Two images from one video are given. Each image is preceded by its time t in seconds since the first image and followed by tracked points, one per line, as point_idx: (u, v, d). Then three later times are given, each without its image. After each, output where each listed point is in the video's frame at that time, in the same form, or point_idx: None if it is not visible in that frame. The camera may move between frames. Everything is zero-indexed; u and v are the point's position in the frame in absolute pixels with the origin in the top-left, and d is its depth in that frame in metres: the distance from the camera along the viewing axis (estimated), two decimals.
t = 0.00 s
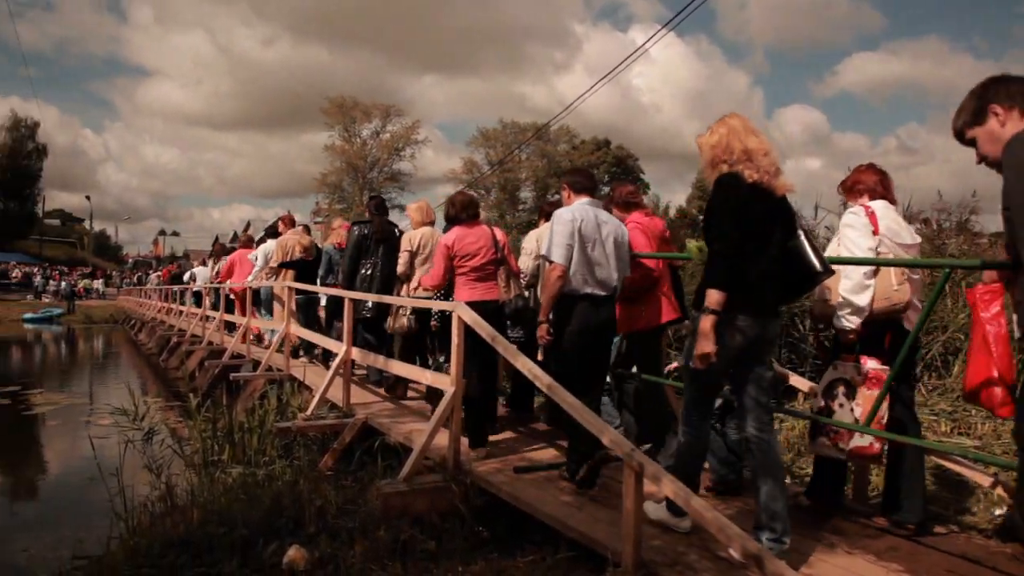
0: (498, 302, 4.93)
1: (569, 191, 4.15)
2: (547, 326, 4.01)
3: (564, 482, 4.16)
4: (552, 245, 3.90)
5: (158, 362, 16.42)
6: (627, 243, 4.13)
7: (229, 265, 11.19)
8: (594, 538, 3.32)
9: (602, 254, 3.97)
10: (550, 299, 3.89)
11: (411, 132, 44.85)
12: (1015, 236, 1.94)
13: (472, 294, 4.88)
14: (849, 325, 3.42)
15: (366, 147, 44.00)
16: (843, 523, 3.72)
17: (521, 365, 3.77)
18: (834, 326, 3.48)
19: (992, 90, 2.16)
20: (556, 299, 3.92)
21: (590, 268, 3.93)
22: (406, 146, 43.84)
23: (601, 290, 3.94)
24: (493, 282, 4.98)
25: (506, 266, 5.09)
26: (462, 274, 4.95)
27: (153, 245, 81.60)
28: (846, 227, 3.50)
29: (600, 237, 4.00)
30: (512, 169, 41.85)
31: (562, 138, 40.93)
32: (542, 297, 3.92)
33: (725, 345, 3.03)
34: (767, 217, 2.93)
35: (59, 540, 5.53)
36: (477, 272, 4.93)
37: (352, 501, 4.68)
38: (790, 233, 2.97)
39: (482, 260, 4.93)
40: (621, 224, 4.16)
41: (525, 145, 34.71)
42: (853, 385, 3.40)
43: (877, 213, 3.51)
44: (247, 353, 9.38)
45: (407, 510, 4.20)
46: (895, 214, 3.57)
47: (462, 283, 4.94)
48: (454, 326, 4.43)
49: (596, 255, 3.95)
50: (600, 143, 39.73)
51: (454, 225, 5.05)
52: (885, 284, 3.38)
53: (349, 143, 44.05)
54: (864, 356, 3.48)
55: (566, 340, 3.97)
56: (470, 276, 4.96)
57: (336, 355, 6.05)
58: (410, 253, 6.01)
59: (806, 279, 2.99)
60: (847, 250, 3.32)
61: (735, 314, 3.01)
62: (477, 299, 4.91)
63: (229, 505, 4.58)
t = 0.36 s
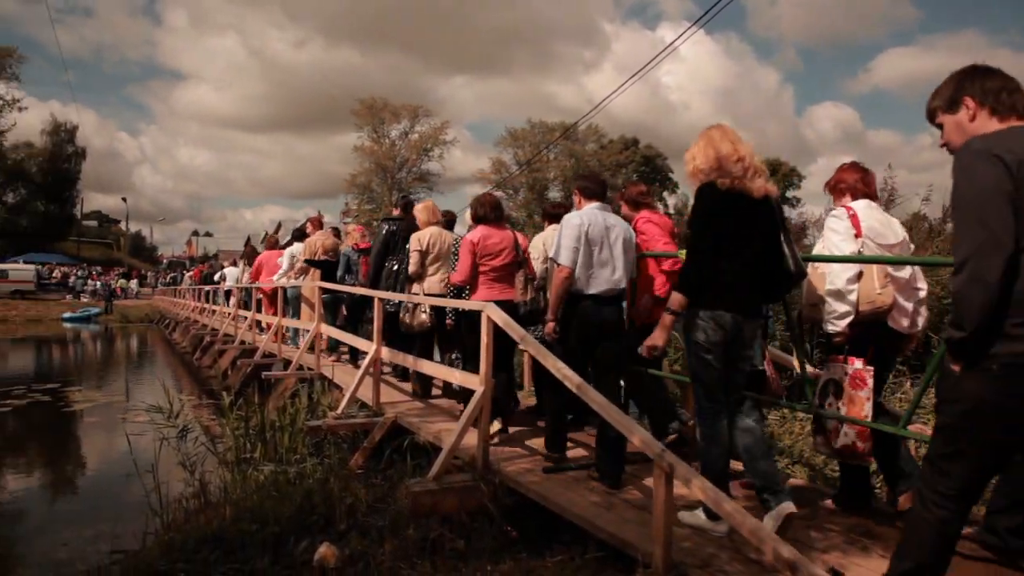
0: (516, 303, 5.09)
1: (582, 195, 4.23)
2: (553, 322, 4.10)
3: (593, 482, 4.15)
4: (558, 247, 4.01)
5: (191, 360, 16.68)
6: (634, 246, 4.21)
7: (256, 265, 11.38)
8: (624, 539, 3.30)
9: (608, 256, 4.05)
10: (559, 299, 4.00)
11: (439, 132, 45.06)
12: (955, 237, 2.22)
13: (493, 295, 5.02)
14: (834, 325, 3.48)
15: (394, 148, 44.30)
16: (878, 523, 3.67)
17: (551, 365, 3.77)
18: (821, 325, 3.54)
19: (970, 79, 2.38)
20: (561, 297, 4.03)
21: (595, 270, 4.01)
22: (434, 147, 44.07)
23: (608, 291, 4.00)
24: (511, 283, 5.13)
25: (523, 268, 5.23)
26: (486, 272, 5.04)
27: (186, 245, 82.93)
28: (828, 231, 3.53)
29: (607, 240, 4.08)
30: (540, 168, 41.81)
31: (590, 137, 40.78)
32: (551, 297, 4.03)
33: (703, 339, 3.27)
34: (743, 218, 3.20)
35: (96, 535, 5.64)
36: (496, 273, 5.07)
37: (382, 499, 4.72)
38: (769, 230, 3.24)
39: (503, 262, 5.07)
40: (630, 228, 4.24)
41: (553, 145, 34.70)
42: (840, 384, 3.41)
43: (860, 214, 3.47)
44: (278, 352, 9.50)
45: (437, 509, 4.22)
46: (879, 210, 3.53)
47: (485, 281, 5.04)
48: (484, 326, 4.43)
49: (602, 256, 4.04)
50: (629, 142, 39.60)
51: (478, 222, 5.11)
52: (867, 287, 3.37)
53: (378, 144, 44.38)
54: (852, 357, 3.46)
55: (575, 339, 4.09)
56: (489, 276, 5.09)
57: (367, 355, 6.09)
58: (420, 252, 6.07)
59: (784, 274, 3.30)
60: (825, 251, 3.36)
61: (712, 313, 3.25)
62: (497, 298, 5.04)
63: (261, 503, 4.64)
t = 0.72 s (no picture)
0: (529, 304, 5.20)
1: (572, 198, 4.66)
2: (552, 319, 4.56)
3: (620, 483, 4.14)
4: (551, 249, 4.46)
5: (221, 359, 16.89)
6: (622, 242, 4.65)
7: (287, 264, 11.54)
8: (651, 540, 3.29)
9: (599, 254, 4.49)
10: (553, 295, 4.46)
11: (464, 132, 45.21)
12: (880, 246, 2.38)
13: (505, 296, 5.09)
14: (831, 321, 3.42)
15: (420, 148, 44.53)
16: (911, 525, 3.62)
17: (579, 365, 3.76)
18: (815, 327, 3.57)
19: (893, 92, 2.46)
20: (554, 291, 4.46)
21: (588, 268, 4.45)
22: (460, 147, 44.23)
23: (600, 285, 4.45)
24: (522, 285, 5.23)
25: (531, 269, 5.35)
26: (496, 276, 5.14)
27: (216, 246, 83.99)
28: (824, 236, 3.51)
29: (596, 239, 4.52)
30: (566, 168, 41.75)
31: (616, 136, 40.56)
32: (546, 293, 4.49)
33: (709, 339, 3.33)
34: (728, 227, 3.30)
35: (130, 530, 5.75)
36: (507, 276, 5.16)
37: (408, 498, 4.74)
38: (756, 231, 3.35)
39: (513, 264, 5.14)
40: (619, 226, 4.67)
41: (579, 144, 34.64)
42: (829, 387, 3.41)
43: (856, 219, 3.43)
44: (306, 351, 9.60)
45: (463, 508, 4.23)
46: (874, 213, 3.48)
47: (497, 286, 5.14)
48: (511, 326, 4.44)
49: (592, 255, 4.47)
50: (655, 141, 39.42)
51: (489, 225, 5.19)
52: (862, 290, 3.21)
53: (404, 145, 44.62)
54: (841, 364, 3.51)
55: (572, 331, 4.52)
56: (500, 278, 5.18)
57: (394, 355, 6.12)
58: (443, 251, 6.13)
59: (777, 270, 3.39)
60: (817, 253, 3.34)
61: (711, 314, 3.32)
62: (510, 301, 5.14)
63: (290, 501, 4.69)
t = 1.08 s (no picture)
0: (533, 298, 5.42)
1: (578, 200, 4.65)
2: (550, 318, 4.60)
3: (646, 484, 4.12)
4: (556, 250, 4.47)
5: (249, 358, 17.10)
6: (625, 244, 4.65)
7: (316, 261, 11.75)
8: (677, 541, 3.27)
9: (603, 255, 4.49)
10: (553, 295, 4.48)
11: (489, 132, 45.30)
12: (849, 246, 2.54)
13: (510, 291, 5.36)
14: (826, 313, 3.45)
15: (445, 149, 44.71)
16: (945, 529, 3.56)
17: (602, 365, 3.75)
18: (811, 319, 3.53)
19: (862, 104, 2.67)
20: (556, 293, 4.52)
21: (592, 269, 4.45)
22: (484, 147, 44.34)
23: (602, 287, 4.48)
24: (525, 279, 5.46)
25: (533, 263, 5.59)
26: (500, 272, 5.37)
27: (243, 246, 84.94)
28: (824, 232, 3.60)
29: (601, 241, 4.52)
30: (590, 168, 41.68)
31: (640, 135, 40.41)
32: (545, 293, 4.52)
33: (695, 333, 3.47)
34: (711, 230, 3.49)
35: (160, 526, 5.84)
36: (511, 271, 5.40)
37: (434, 497, 4.76)
38: (739, 234, 3.52)
39: (517, 259, 5.38)
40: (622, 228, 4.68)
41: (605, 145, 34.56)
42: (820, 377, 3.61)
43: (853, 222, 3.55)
44: (332, 350, 9.69)
45: (489, 507, 4.23)
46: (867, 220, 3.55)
47: (501, 280, 5.37)
48: (535, 326, 4.42)
49: (596, 256, 4.47)
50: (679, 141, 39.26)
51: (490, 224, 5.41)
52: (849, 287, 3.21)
53: (429, 146, 44.82)
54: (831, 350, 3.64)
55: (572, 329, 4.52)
56: (505, 273, 5.44)
57: (418, 354, 6.14)
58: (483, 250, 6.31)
59: (763, 272, 3.53)
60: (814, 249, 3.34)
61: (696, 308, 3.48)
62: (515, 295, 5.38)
63: (317, 499, 4.73)
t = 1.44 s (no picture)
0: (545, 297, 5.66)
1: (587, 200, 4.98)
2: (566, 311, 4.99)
3: (669, 484, 4.10)
4: (569, 248, 4.84)
5: (273, 357, 17.26)
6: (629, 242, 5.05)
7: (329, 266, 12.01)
8: (701, 543, 3.25)
9: (609, 254, 4.90)
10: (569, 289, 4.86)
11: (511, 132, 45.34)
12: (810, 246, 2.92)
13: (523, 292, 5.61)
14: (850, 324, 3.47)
15: (467, 149, 44.82)
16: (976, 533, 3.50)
17: (626, 365, 3.74)
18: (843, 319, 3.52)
19: (828, 126, 3.05)
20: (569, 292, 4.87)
21: (599, 266, 4.88)
22: (507, 147, 44.39)
23: (609, 284, 4.93)
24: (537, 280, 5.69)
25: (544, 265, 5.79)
26: (513, 273, 5.63)
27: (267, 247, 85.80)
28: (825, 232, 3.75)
29: (608, 240, 4.90)
30: (613, 167, 41.55)
31: (663, 135, 40.21)
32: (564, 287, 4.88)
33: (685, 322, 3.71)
34: (710, 226, 3.66)
35: (188, 522, 5.93)
36: (523, 272, 5.65)
37: (457, 496, 4.78)
38: (741, 233, 3.71)
39: (529, 261, 5.65)
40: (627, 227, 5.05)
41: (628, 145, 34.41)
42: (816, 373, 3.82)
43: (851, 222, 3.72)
44: (356, 350, 9.76)
45: (512, 506, 4.24)
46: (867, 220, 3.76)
47: (513, 281, 5.62)
48: (559, 326, 4.42)
49: (603, 254, 4.90)
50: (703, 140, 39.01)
51: (504, 228, 5.67)
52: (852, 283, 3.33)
53: (452, 146, 44.94)
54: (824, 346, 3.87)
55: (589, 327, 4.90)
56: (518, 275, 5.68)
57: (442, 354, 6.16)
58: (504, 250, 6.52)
59: (759, 268, 3.72)
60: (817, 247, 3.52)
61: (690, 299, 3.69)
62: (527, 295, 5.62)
63: (341, 498, 4.78)
